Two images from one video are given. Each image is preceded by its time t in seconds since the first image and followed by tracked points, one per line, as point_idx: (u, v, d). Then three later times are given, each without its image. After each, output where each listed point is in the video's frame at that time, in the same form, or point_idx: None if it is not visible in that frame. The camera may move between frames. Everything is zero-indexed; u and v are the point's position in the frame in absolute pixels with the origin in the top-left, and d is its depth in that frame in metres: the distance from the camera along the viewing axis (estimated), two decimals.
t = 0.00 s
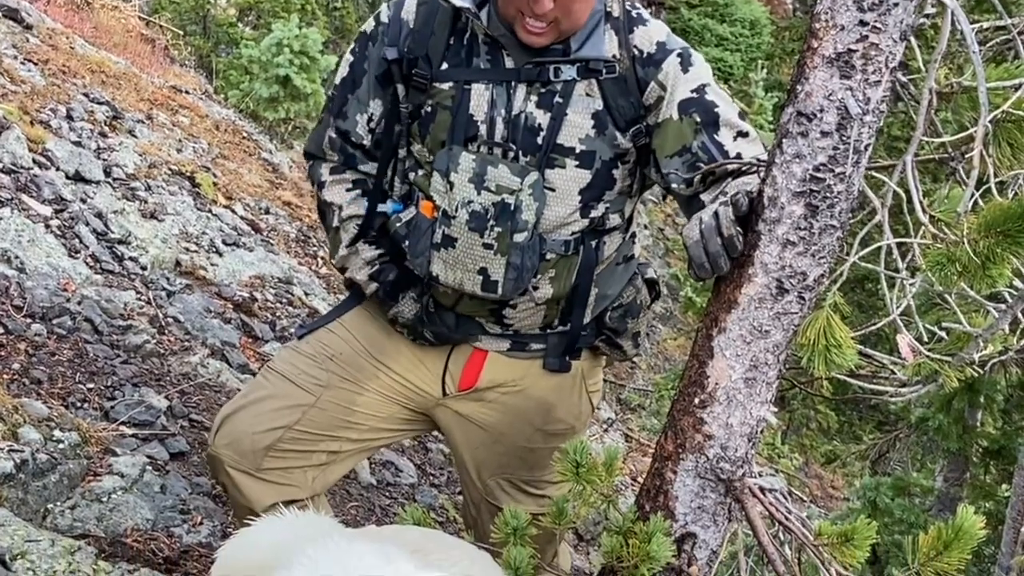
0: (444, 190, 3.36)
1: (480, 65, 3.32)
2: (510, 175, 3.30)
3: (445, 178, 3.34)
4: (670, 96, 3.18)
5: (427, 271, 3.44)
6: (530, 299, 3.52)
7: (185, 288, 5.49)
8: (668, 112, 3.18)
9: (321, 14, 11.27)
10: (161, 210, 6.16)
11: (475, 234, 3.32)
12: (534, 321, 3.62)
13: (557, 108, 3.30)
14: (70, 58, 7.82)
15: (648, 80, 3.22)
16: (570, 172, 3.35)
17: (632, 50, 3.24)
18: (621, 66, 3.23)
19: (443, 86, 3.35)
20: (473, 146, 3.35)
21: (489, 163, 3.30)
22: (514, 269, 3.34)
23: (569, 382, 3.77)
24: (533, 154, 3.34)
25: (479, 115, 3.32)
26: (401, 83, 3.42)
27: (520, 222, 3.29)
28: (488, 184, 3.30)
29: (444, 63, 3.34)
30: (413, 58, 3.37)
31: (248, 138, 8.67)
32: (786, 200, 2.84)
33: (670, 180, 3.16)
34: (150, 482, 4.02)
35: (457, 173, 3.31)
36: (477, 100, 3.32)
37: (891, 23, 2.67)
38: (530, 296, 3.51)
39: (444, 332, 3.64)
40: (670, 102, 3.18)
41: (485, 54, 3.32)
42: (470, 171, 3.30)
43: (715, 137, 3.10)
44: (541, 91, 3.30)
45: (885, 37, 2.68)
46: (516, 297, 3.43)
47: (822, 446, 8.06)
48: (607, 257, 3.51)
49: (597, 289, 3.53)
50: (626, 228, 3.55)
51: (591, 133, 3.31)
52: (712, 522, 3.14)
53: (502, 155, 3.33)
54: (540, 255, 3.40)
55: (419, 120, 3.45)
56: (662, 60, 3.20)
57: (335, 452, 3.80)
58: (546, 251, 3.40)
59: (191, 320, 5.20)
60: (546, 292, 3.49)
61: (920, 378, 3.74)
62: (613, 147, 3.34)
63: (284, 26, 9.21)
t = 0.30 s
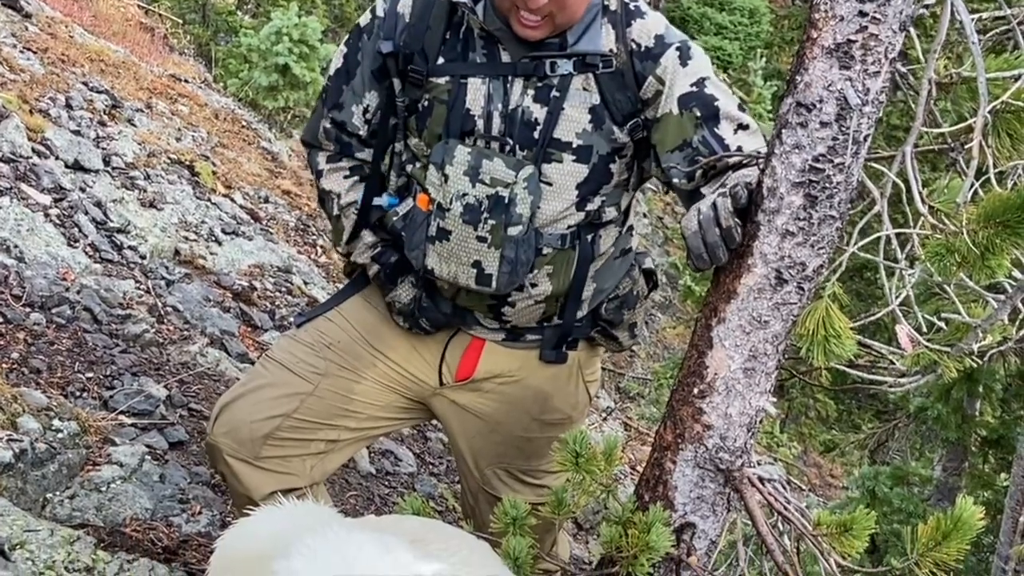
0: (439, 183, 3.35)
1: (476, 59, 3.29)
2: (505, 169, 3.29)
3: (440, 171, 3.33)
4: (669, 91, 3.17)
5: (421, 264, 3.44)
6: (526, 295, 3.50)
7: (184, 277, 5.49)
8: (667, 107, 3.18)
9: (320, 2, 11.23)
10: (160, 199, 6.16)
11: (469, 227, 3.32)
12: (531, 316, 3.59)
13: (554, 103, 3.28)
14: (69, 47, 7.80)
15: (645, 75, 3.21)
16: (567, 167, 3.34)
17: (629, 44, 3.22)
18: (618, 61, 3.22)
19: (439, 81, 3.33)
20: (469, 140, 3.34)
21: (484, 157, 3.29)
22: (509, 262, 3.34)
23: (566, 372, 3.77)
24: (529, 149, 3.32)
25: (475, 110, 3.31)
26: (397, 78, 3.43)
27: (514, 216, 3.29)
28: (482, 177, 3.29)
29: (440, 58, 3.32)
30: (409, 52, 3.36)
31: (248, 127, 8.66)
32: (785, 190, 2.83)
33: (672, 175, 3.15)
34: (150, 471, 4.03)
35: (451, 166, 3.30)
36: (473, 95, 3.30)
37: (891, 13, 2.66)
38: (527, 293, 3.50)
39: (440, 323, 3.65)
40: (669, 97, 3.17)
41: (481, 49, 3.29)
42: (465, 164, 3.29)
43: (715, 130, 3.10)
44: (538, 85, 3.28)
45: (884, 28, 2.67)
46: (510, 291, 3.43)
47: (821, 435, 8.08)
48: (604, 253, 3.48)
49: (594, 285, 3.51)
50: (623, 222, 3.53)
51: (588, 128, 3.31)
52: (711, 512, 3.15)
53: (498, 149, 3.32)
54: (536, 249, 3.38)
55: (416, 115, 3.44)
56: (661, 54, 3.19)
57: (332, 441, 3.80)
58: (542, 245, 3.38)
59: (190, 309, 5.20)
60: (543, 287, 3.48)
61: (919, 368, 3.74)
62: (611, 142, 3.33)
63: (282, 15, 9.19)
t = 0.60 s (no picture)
0: (440, 188, 3.33)
1: (472, 61, 3.26)
2: (506, 172, 3.28)
3: (441, 175, 3.31)
4: (666, 84, 3.17)
5: (423, 268, 3.44)
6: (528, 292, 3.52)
7: (181, 265, 5.48)
8: (664, 100, 3.17)
9: None
10: (158, 187, 6.15)
11: (473, 232, 3.31)
12: (530, 308, 3.60)
13: (551, 102, 3.26)
14: (68, 35, 7.78)
15: (642, 69, 3.20)
16: (567, 165, 3.33)
17: (624, 39, 3.19)
18: (614, 56, 3.19)
19: (434, 84, 3.30)
20: (467, 142, 3.32)
21: (485, 160, 3.28)
22: (513, 265, 3.34)
23: (564, 360, 3.77)
24: (528, 150, 3.31)
25: (472, 112, 3.29)
26: (391, 81, 3.39)
27: (518, 218, 3.28)
28: (484, 181, 3.28)
29: (434, 61, 3.29)
30: (401, 56, 3.32)
31: (245, 115, 8.65)
32: (783, 178, 2.82)
33: (672, 166, 3.14)
34: (147, 459, 4.03)
35: (452, 171, 3.29)
36: (470, 97, 3.28)
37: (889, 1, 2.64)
38: (529, 291, 3.51)
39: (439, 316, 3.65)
40: (666, 89, 3.17)
41: (475, 50, 3.26)
42: (466, 169, 3.28)
43: (713, 119, 3.09)
44: (535, 84, 3.25)
45: (882, 16, 2.66)
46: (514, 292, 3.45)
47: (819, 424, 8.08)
48: (602, 245, 3.48)
49: (593, 277, 3.50)
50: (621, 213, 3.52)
51: (587, 127, 3.29)
52: (708, 500, 3.16)
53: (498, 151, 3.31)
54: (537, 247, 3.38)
55: (413, 117, 3.41)
56: (656, 47, 3.17)
57: (330, 429, 3.81)
58: (543, 243, 3.38)
59: (188, 297, 5.20)
60: (543, 282, 3.48)
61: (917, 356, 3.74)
62: (609, 138, 3.32)
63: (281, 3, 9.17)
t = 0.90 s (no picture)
0: (436, 196, 3.31)
1: (462, 62, 3.23)
2: (503, 178, 3.25)
3: (437, 184, 3.28)
4: (659, 81, 3.15)
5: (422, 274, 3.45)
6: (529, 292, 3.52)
7: (180, 252, 5.48)
8: (659, 97, 3.15)
9: None
10: (157, 174, 6.14)
11: (472, 239, 3.31)
12: (533, 304, 3.60)
13: (544, 104, 3.24)
14: (66, 21, 7.75)
15: (635, 68, 3.18)
16: (561, 167, 3.33)
17: (615, 38, 3.17)
18: (606, 58, 3.18)
19: (423, 83, 3.26)
20: (457, 144, 3.31)
21: (480, 167, 3.24)
22: (513, 269, 3.34)
23: (564, 352, 3.79)
24: (521, 152, 3.30)
25: (463, 115, 3.26)
26: (377, 76, 3.31)
27: (516, 224, 3.27)
28: (481, 188, 3.25)
29: (422, 59, 3.24)
30: (388, 55, 3.27)
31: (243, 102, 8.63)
32: (781, 164, 2.81)
33: (672, 161, 3.11)
34: (145, 446, 4.04)
35: (447, 180, 3.25)
36: (461, 100, 3.25)
37: None
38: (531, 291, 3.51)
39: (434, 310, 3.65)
40: (660, 86, 3.14)
41: (465, 51, 3.22)
42: (461, 177, 3.25)
43: (710, 112, 3.06)
44: (527, 86, 3.23)
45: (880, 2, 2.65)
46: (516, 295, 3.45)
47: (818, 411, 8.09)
48: (599, 237, 3.49)
49: (591, 269, 3.50)
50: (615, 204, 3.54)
51: (580, 128, 3.28)
52: (706, 487, 3.16)
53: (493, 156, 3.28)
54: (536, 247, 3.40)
55: (399, 116, 3.39)
56: (649, 46, 3.16)
57: (319, 421, 3.81)
58: (541, 242, 3.40)
59: (186, 284, 5.21)
60: (544, 279, 3.49)
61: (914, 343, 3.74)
62: (603, 138, 3.31)
63: None
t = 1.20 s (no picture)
0: (427, 198, 3.30)
1: (452, 67, 3.18)
2: (493, 182, 3.24)
3: (427, 187, 3.28)
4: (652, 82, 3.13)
5: (412, 275, 3.45)
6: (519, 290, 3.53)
7: (179, 240, 5.48)
8: (654, 98, 3.13)
9: None
10: (155, 161, 6.13)
11: (462, 242, 3.31)
12: (523, 300, 3.61)
13: (536, 107, 3.22)
14: (65, 8, 7.73)
15: (628, 69, 3.16)
16: (554, 169, 3.31)
17: (608, 39, 3.16)
18: (598, 60, 3.17)
19: (415, 90, 3.22)
20: (449, 148, 3.27)
21: (471, 170, 3.24)
22: (503, 271, 3.35)
23: (556, 343, 3.80)
24: (513, 155, 3.28)
25: (456, 118, 3.23)
26: (372, 89, 3.29)
27: (506, 226, 3.26)
28: (471, 192, 3.24)
29: (414, 66, 3.19)
30: (380, 63, 3.22)
31: (242, 89, 8.62)
32: (780, 150, 2.80)
33: (669, 161, 3.09)
34: (144, 433, 4.04)
35: (438, 183, 3.25)
36: (453, 104, 3.21)
37: None
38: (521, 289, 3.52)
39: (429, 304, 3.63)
40: (654, 86, 3.13)
41: (456, 56, 3.17)
42: (452, 180, 3.24)
43: (705, 111, 3.05)
44: (519, 89, 3.20)
45: None
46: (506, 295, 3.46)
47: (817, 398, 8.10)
48: (591, 235, 3.48)
49: (583, 263, 3.50)
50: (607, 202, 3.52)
51: (573, 130, 3.26)
52: (705, 473, 3.17)
53: (484, 160, 3.27)
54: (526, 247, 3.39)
55: (390, 121, 3.33)
56: (643, 48, 3.14)
57: (315, 412, 3.82)
58: (532, 243, 3.38)
59: (185, 272, 5.21)
60: (535, 279, 3.50)
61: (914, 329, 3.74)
62: (595, 139, 3.29)
63: None
